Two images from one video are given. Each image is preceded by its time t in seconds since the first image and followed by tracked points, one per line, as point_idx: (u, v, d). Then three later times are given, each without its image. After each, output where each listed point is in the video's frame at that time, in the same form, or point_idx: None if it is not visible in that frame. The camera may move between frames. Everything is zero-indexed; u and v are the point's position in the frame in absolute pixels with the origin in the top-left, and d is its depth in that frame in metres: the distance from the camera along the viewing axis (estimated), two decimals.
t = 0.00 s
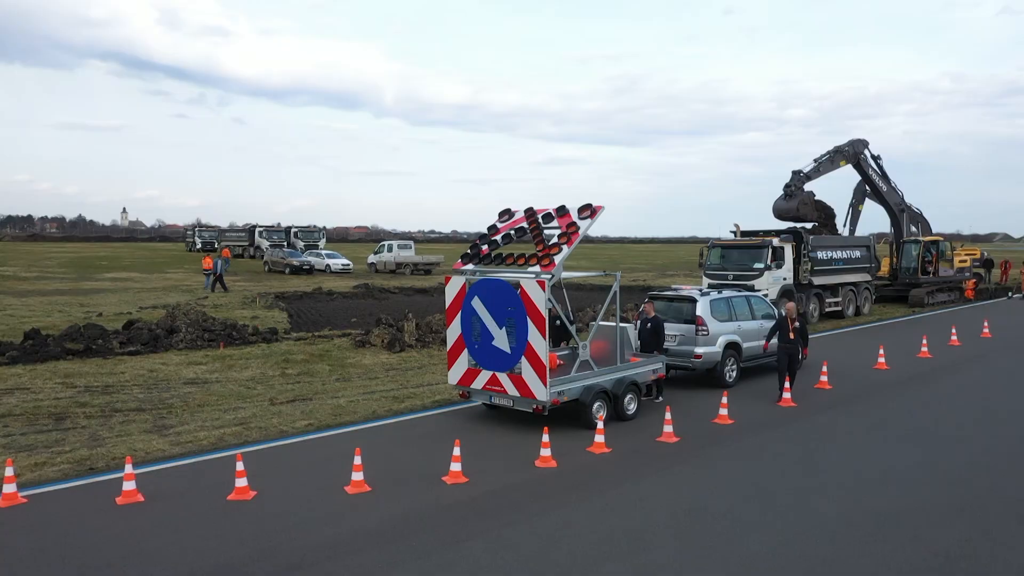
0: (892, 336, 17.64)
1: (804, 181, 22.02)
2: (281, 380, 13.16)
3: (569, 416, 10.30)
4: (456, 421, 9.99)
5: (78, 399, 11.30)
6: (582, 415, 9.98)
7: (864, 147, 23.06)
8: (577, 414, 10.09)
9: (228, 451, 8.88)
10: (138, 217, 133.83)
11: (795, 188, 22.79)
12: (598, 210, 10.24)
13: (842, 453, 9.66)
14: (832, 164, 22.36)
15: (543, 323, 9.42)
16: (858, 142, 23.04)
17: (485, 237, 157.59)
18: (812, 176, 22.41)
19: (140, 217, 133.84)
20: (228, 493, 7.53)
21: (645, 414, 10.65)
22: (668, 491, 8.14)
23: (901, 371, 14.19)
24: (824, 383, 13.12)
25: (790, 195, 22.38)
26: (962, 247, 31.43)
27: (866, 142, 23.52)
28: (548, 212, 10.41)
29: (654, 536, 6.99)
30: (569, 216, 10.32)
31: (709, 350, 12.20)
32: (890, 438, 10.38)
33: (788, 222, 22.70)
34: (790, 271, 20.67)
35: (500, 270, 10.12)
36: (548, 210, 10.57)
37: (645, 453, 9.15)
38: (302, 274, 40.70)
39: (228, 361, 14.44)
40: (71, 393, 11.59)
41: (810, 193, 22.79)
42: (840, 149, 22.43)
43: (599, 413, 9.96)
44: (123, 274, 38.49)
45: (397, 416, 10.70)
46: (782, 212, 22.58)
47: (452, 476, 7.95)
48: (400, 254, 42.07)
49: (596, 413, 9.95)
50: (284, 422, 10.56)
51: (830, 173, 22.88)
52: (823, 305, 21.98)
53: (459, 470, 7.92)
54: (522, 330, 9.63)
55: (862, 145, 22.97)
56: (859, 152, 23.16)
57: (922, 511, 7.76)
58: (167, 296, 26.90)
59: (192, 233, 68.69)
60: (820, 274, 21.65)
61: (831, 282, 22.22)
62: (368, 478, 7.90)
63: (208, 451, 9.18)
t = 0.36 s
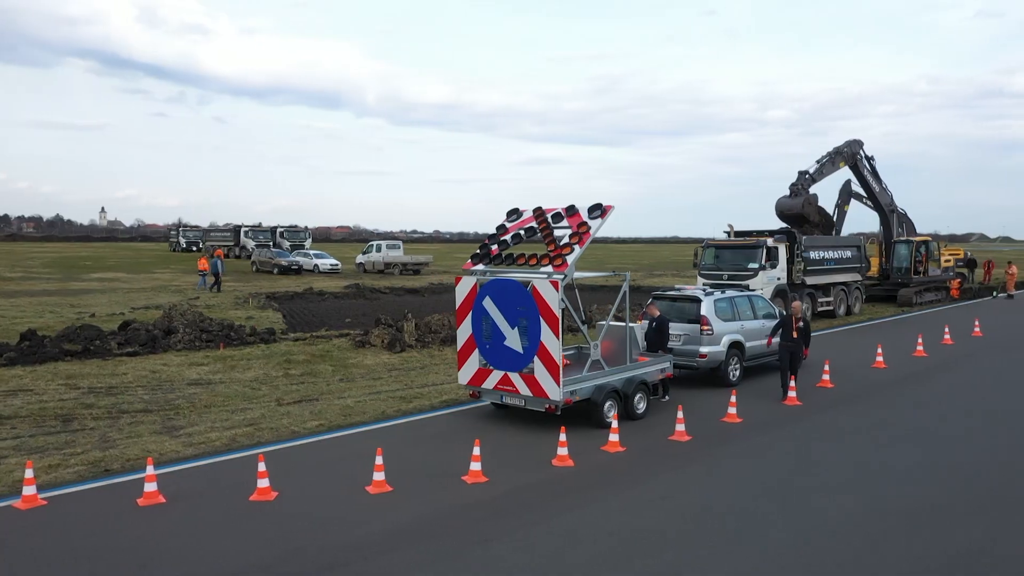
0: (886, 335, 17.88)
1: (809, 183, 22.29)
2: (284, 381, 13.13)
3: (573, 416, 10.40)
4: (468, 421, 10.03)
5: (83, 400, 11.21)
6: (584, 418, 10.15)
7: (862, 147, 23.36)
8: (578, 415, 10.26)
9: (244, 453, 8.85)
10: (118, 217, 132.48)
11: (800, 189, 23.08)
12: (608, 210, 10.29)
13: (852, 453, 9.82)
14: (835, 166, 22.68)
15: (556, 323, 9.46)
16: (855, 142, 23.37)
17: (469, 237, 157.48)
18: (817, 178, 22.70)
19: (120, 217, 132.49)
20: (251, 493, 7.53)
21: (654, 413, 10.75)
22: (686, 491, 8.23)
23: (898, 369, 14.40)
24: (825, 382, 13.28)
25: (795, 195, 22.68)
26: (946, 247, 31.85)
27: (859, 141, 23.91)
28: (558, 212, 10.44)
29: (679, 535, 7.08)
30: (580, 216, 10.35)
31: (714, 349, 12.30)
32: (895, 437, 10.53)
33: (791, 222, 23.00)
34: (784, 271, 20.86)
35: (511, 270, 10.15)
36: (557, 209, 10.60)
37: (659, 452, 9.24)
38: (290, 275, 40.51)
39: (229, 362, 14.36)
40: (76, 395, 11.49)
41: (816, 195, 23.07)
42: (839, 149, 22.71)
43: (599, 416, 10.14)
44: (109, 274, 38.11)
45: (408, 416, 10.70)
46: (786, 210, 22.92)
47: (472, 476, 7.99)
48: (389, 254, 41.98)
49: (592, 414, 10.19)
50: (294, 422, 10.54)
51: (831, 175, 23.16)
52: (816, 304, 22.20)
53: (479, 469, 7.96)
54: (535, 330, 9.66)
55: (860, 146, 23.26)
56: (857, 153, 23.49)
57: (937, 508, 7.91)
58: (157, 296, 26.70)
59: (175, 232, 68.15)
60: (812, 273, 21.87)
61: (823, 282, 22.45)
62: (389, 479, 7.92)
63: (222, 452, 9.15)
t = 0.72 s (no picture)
0: (881, 335, 18.11)
1: (810, 185, 22.71)
2: (290, 381, 13.09)
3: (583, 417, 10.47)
4: (482, 420, 10.06)
5: (91, 402, 11.13)
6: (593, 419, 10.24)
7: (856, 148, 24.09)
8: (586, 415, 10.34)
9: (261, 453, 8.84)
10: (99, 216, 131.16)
11: (803, 193, 23.54)
12: (620, 210, 10.32)
13: (861, 451, 9.96)
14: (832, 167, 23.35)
15: (571, 323, 9.52)
16: (849, 144, 24.20)
17: (454, 237, 157.34)
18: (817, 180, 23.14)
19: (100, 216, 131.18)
20: (274, 493, 7.55)
21: (664, 412, 10.84)
22: (703, 489, 8.33)
23: (897, 368, 14.60)
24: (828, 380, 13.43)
25: (796, 196, 23.12)
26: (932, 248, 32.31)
27: (854, 141, 24.57)
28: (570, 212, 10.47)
29: (703, 534, 7.17)
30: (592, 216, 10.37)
31: (719, 348, 12.41)
32: (902, 436, 10.68)
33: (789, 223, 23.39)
34: (779, 271, 21.05)
35: (524, 270, 10.19)
36: (568, 209, 10.66)
37: (673, 450, 9.33)
38: (279, 275, 40.34)
39: (232, 363, 14.30)
40: (82, 396, 11.40)
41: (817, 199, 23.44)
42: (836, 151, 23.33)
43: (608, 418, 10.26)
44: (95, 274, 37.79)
45: (419, 415, 10.72)
46: (786, 211, 23.34)
47: (493, 475, 8.04)
48: (378, 254, 41.90)
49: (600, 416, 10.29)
50: (306, 423, 10.52)
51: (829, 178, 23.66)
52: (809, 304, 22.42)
53: (501, 468, 8.02)
54: (549, 329, 9.72)
55: (854, 147, 24.01)
56: (851, 154, 24.19)
57: (951, 505, 8.05)
58: (148, 296, 26.51)
59: (160, 232, 67.59)
60: (805, 273, 22.09)
61: (816, 282, 22.67)
62: (410, 478, 7.96)
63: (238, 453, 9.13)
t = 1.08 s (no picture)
0: (875, 334, 18.36)
1: (805, 183, 23.22)
2: (295, 381, 13.06)
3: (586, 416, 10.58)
4: (496, 421, 10.13)
5: (99, 403, 11.05)
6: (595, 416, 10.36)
7: (847, 148, 24.78)
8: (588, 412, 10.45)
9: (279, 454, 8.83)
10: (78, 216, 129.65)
11: (799, 194, 24.06)
12: (631, 209, 10.42)
13: (871, 450, 10.11)
14: (824, 168, 24.08)
15: (585, 322, 9.58)
16: (842, 145, 24.98)
17: (437, 237, 157.11)
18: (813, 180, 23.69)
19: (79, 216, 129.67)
20: (299, 493, 7.57)
21: (674, 411, 10.94)
22: (724, 488, 8.43)
23: (895, 367, 14.83)
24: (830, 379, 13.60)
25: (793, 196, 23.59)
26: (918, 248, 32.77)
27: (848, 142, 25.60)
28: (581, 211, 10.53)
29: (730, 531, 7.27)
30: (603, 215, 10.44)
31: (724, 348, 12.54)
32: (909, 433, 10.85)
33: (785, 221, 23.82)
34: (773, 271, 21.26)
35: (538, 270, 10.24)
36: (579, 208, 10.68)
37: (688, 449, 9.43)
38: (268, 275, 40.12)
39: (236, 363, 14.24)
40: (89, 397, 11.32)
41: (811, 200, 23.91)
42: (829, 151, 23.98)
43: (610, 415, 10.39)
44: (81, 274, 37.38)
45: (431, 415, 10.74)
46: (781, 210, 23.77)
47: (515, 473, 8.12)
48: (367, 254, 41.82)
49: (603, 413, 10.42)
50: (318, 422, 10.51)
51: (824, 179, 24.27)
52: (803, 303, 22.66)
53: (523, 467, 8.09)
54: (563, 329, 9.77)
55: (846, 148, 24.71)
56: (843, 155, 24.93)
57: (966, 501, 8.20)
58: (139, 297, 26.28)
59: (143, 231, 66.97)
60: (799, 273, 22.31)
61: (809, 281, 22.91)
62: (434, 477, 7.99)
63: (255, 453, 9.12)
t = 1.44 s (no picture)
0: (871, 333, 18.60)
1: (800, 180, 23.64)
2: (302, 382, 13.04)
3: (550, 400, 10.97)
4: (511, 420, 10.19)
5: (108, 404, 10.99)
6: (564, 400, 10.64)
7: (840, 149, 25.22)
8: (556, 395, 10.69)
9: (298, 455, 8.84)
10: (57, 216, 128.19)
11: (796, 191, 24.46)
12: (643, 209, 10.52)
13: (881, 445, 10.26)
14: (818, 167, 24.36)
15: (601, 322, 9.65)
16: (835, 146, 25.48)
17: (422, 237, 156.80)
18: (807, 178, 24.12)
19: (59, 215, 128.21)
20: (326, 493, 7.59)
21: (685, 410, 11.07)
22: (747, 484, 8.54)
23: (895, 365, 15.05)
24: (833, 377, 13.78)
25: (789, 192, 23.97)
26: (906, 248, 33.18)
27: (838, 142, 26.30)
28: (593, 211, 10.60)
29: (761, 526, 7.37)
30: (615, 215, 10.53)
31: (731, 347, 12.67)
32: (915, 429, 11.02)
33: (781, 217, 24.20)
34: (768, 271, 21.46)
35: (551, 270, 10.31)
36: (591, 208, 10.74)
37: (705, 447, 9.55)
38: (257, 275, 39.92)
39: (241, 364, 14.20)
40: (98, 398, 11.25)
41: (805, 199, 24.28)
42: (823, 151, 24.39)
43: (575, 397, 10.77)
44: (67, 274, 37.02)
45: (444, 414, 10.77)
46: (777, 206, 24.14)
47: (537, 472, 8.22)
48: (357, 254, 41.70)
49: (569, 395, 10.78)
50: (331, 422, 10.51)
51: (817, 179, 24.68)
52: (797, 303, 22.89)
53: (545, 465, 8.20)
54: (577, 328, 9.85)
55: (839, 149, 25.17)
56: (836, 156, 25.34)
57: (981, 494, 8.35)
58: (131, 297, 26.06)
59: (127, 232, 66.36)
60: (793, 273, 22.54)
61: (803, 281, 23.15)
62: (458, 476, 8.04)
63: (273, 453, 9.11)
